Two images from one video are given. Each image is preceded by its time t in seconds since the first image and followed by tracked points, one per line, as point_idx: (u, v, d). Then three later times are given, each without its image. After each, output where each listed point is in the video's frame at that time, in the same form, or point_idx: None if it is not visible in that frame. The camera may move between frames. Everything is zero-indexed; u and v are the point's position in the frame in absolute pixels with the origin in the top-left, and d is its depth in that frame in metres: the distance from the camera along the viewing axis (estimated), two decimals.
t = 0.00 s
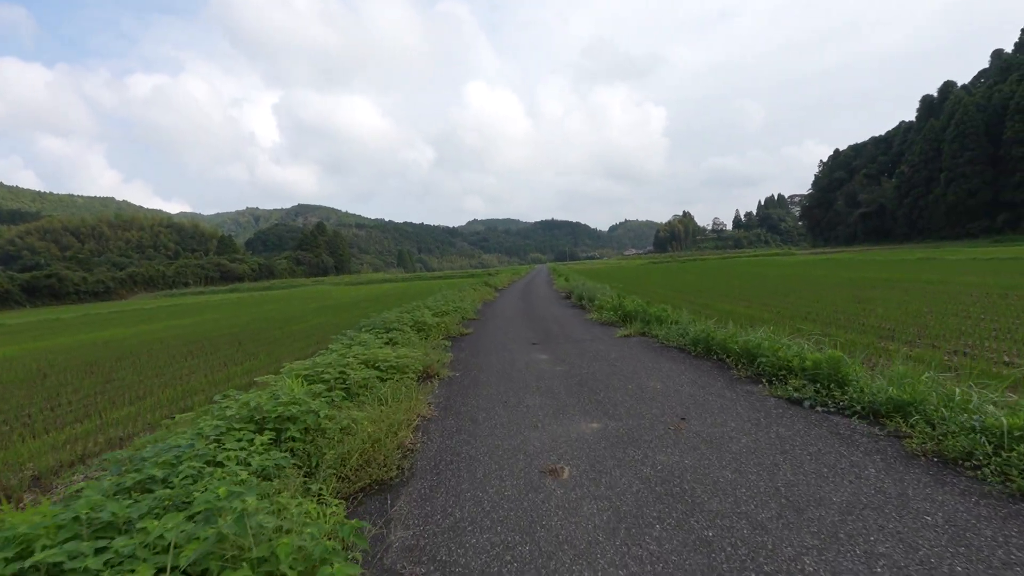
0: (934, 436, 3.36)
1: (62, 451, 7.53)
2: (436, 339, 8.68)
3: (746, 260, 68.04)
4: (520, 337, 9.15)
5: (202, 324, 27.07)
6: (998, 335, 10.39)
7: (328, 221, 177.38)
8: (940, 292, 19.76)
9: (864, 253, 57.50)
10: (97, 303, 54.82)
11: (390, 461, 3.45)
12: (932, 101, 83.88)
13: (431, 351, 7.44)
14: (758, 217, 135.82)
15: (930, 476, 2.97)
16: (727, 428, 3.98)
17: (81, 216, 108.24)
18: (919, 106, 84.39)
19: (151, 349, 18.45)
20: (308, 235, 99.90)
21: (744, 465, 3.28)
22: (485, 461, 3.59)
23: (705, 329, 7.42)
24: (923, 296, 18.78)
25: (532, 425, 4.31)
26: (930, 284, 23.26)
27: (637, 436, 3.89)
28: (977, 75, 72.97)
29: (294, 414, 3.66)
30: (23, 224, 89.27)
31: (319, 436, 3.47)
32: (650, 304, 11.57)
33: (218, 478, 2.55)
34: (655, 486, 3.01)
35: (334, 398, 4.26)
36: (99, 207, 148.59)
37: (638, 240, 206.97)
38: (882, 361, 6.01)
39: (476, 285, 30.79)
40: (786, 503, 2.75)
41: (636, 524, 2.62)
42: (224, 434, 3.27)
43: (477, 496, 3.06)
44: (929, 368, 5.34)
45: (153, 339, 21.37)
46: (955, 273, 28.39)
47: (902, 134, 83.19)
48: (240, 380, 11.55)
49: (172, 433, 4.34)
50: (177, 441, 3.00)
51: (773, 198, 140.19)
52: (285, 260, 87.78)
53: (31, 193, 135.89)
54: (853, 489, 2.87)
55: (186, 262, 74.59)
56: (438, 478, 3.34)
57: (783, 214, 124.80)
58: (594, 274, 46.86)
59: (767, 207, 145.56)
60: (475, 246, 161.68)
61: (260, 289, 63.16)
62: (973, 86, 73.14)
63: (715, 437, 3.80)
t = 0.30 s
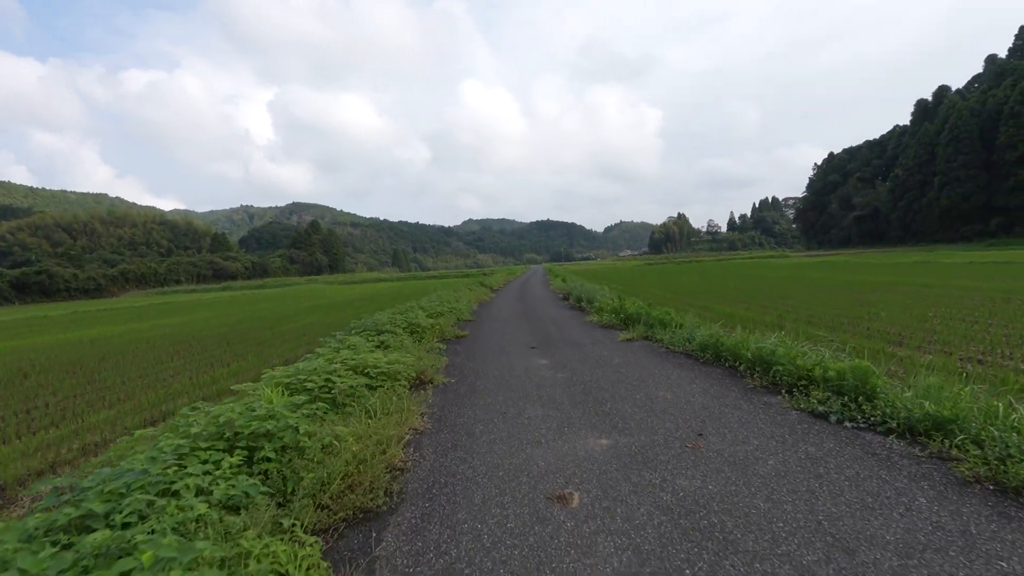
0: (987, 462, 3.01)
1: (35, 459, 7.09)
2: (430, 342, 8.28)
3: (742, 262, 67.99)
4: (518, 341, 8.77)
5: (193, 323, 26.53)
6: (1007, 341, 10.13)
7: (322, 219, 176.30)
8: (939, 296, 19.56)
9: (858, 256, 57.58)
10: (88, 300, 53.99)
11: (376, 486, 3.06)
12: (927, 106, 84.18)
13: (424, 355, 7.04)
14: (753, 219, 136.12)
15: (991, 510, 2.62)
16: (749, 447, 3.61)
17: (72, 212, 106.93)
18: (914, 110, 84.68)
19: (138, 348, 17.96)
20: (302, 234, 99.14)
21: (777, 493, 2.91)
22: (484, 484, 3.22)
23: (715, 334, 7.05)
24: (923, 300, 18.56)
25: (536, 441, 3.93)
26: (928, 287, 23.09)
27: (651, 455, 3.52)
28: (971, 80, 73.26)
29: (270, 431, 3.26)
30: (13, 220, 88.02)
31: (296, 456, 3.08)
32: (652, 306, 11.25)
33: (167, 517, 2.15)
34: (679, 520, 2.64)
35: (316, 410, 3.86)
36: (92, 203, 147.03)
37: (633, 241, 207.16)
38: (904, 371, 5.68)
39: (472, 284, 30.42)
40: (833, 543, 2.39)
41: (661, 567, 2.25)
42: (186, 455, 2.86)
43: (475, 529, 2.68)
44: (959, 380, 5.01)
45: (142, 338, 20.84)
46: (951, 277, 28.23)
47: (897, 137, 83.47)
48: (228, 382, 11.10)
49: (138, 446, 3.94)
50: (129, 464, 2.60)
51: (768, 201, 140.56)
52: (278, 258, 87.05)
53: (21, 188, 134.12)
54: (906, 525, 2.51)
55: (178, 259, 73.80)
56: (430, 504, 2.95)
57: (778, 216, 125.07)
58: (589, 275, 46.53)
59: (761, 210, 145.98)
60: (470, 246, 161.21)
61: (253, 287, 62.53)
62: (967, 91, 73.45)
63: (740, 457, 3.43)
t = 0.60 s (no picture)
0: None
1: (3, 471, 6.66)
2: (421, 345, 7.91)
3: (734, 258, 68.11)
4: (513, 343, 8.43)
5: (180, 323, 25.98)
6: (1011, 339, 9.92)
7: (313, 218, 174.72)
8: (934, 292, 19.46)
9: (848, 253, 57.79)
10: (73, 301, 52.92)
11: (358, 515, 2.73)
12: (915, 103, 84.56)
13: (415, 359, 6.68)
14: (743, 217, 136.70)
15: None
16: (768, 461, 3.30)
17: (57, 211, 105.06)
18: (903, 107, 85.18)
19: (121, 351, 17.47)
20: (293, 233, 98.07)
21: (807, 517, 2.59)
22: (479, 510, 2.88)
23: (719, 334, 6.76)
24: (918, 297, 18.41)
25: (535, 456, 3.59)
26: (922, 284, 23.02)
27: (663, 472, 3.21)
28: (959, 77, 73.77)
29: (238, 453, 2.91)
30: None
31: (265, 482, 2.72)
32: (650, 306, 10.96)
33: (99, 570, 1.81)
34: (699, 555, 2.31)
35: (293, 426, 3.50)
36: (78, 203, 144.62)
37: (625, 239, 207.56)
38: (920, 372, 5.39)
39: (464, 283, 30.08)
40: None
41: None
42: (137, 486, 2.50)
43: (465, 564, 2.36)
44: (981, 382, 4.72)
45: (126, 340, 20.27)
46: (944, 273, 28.20)
47: (885, 135, 84.02)
48: (213, 387, 10.69)
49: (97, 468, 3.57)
50: (64, 500, 2.23)
51: (758, 198, 141.33)
52: (268, 258, 86.02)
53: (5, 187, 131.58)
54: (956, 558, 2.22)
55: (165, 259, 72.65)
56: (418, 535, 2.61)
57: (768, 213, 125.69)
58: (582, 273, 46.21)
59: (753, 207, 146.39)
60: (462, 244, 160.62)
61: (243, 287, 61.71)
62: (955, 88, 73.97)
63: (761, 474, 3.11)
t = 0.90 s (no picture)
0: None
1: None
2: (414, 350, 7.51)
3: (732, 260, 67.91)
4: (511, 348, 8.04)
5: (172, 326, 25.48)
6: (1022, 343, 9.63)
7: (310, 219, 173.92)
8: (936, 295, 19.21)
9: (845, 255, 57.65)
10: (65, 303, 52.24)
11: (332, 558, 2.35)
12: (912, 105, 84.57)
13: (407, 366, 6.29)
14: (740, 219, 136.84)
15: None
16: (801, 489, 2.92)
17: (51, 212, 104.12)
18: (899, 110, 85.37)
19: (109, 354, 16.99)
20: (289, 234, 97.46)
21: (856, 562, 2.22)
22: (475, 549, 2.48)
23: (730, 340, 6.39)
24: (921, 300, 18.14)
25: (537, 480, 3.21)
26: (922, 286, 22.78)
27: (682, 501, 2.83)
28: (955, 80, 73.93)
29: (194, 485, 2.51)
30: None
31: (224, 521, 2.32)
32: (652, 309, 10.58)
33: None
34: None
35: (265, 448, 3.09)
36: (73, 204, 143.39)
37: (622, 240, 207.62)
38: (947, 382, 5.02)
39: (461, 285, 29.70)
40: None
41: None
42: (64, 529, 2.09)
43: None
44: (1019, 393, 4.35)
45: (115, 344, 19.77)
46: (943, 275, 28.00)
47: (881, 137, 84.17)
48: (199, 392, 10.25)
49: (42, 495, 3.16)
50: None
51: (755, 200, 141.60)
52: (264, 259, 85.39)
53: None
54: None
55: (160, 260, 71.92)
56: None
57: (765, 215, 125.82)
58: (580, 275, 45.90)
59: (749, 209, 146.42)
60: (459, 246, 160.26)
61: (238, 289, 61.11)
62: (951, 91, 74.14)
63: (795, 504, 2.73)
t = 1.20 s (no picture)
0: None
1: None
2: (416, 355, 7.18)
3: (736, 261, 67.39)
4: (518, 353, 7.72)
5: (174, 327, 25.28)
6: None
7: (313, 220, 173.81)
8: (949, 297, 18.74)
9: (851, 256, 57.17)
10: (69, 303, 52.14)
11: None
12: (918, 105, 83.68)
13: (408, 373, 5.98)
14: (744, 219, 136.10)
15: None
16: (852, 525, 2.57)
17: (56, 212, 104.29)
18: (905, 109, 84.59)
19: (108, 356, 16.76)
20: (292, 234, 97.32)
21: None
22: None
23: (749, 346, 6.05)
24: (934, 302, 17.66)
25: (551, 509, 2.87)
26: (934, 288, 22.26)
27: (716, 537, 2.49)
28: (961, 79, 73.15)
29: (160, 524, 2.19)
30: None
31: (188, 573, 1.99)
32: (662, 312, 10.23)
33: None
34: None
35: (247, 473, 2.78)
36: (78, 205, 143.97)
37: (625, 241, 207.05)
38: (987, 395, 4.65)
39: (464, 286, 29.39)
40: None
41: None
42: None
43: None
44: None
45: (115, 345, 19.52)
46: (954, 277, 27.43)
47: (887, 137, 83.44)
48: (195, 397, 9.94)
49: None
50: None
51: (759, 201, 140.87)
52: (267, 259, 85.32)
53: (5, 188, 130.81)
54: None
55: (163, 260, 71.83)
56: None
57: (769, 216, 124.98)
58: (584, 275, 45.53)
59: (753, 209, 145.76)
60: (462, 246, 159.99)
61: (240, 289, 61.02)
62: (957, 91, 73.44)
63: (849, 544, 2.38)
